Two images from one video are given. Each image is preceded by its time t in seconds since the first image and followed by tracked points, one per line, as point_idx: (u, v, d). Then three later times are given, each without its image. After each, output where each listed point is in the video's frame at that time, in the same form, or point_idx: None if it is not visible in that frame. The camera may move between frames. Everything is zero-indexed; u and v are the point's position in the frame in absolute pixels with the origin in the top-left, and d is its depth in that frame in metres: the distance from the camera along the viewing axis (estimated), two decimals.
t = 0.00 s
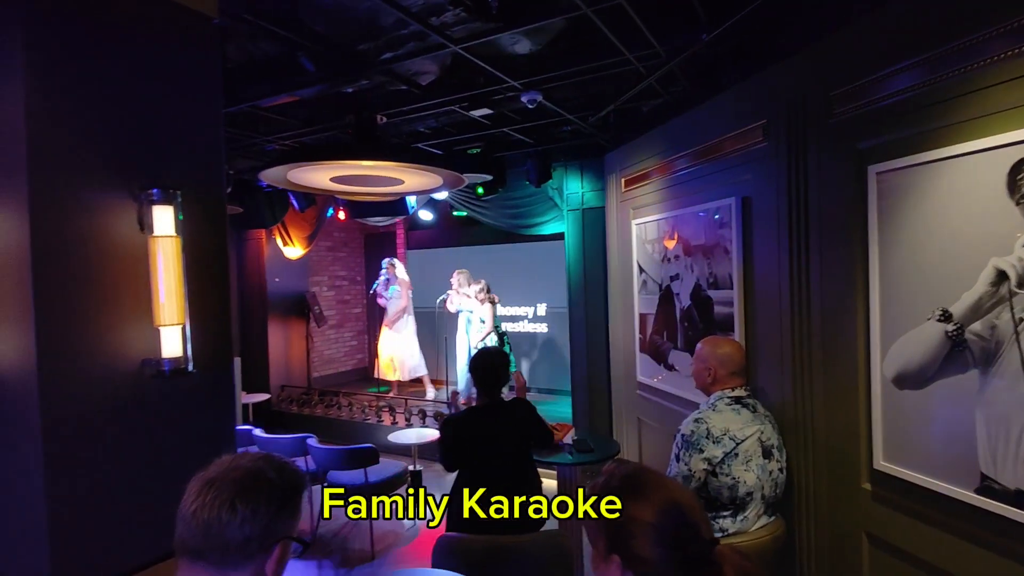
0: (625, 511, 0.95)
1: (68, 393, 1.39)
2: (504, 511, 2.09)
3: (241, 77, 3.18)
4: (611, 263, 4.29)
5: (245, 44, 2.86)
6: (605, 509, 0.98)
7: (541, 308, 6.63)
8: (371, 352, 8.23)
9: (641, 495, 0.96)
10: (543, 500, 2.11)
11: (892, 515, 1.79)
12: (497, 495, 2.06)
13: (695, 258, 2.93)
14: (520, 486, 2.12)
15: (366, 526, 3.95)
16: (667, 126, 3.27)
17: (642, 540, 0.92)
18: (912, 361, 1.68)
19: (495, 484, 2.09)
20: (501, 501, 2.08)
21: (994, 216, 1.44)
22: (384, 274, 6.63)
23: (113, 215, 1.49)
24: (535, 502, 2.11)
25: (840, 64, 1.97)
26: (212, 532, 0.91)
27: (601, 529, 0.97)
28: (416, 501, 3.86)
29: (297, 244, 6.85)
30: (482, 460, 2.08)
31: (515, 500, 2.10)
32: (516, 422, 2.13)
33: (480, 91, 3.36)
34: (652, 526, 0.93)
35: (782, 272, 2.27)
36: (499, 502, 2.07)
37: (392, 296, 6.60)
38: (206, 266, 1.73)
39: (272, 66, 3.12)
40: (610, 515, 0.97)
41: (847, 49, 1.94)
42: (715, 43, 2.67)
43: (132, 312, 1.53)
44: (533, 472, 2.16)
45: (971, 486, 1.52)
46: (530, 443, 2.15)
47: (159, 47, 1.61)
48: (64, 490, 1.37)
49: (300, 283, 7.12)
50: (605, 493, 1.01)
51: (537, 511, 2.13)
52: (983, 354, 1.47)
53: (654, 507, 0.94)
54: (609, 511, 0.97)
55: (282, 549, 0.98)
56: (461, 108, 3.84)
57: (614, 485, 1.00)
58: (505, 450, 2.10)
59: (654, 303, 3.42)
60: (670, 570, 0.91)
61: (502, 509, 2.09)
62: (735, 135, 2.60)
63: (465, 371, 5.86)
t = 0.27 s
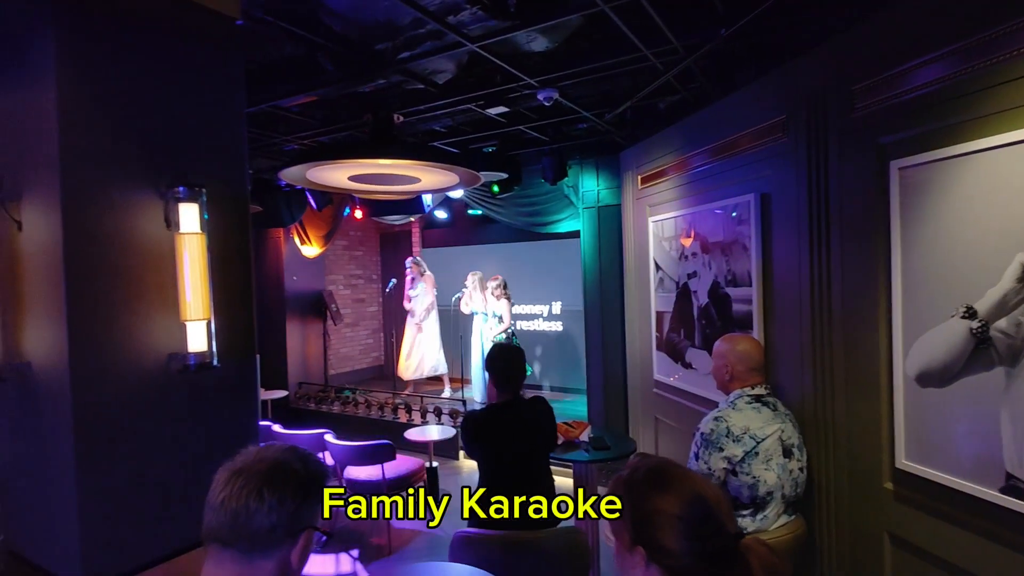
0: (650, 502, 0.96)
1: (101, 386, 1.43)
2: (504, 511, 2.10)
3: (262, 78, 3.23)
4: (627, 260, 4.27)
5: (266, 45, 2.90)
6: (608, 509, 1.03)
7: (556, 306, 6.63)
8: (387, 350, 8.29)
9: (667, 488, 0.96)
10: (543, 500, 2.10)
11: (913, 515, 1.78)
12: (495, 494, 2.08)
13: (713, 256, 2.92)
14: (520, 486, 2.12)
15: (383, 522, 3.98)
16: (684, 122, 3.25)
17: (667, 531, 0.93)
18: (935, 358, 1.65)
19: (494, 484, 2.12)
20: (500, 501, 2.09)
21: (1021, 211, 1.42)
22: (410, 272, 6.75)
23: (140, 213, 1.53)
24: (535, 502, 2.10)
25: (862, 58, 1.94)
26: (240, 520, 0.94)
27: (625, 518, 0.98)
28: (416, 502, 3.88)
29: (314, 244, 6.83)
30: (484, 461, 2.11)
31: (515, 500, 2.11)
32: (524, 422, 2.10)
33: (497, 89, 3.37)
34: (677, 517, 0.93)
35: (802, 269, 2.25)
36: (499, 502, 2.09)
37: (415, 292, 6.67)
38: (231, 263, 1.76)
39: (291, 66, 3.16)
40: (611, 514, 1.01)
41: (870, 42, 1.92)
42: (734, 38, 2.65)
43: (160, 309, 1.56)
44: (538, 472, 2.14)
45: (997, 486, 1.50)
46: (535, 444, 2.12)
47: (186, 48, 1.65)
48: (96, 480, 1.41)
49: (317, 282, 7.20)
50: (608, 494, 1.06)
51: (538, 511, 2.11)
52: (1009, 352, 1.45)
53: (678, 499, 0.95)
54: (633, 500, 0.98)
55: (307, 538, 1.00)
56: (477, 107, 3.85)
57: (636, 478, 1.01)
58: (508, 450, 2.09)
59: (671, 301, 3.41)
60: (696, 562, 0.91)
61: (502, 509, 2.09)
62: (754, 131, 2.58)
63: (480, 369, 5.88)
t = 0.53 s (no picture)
0: (673, 496, 0.96)
1: (125, 380, 1.46)
2: (503, 511, 2.11)
3: (278, 78, 3.26)
4: (641, 258, 4.26)
5: (282, 45, 2.93)
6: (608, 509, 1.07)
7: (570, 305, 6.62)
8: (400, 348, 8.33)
9: (690, 481, 0.96)
10: (542, 500, 2.08)
11: (933, 513, 1.75)
12: (495, 494, 2.09)
13: (728, 253, 2.90)
14: (520, 486, 2.11)
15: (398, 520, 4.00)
16: (699, 119, 3.23)
17: (689, 525, 0.93)
18: (958, 355, 1.63)
19: (495, 484, 2.13)
20: (500, 501, 2.10)
21: None
22: (427, 270, 6.78)
23: (162, 210, 1.55)
24: (535, 501, 2.09)
25: (882, 51, 1.91)
26: (263, 511, 0.95)
27: (648, 511, 0.98)
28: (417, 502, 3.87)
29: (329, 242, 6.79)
30: (487, 461, 2.14)
31: (515, 500, 2.11)
32: (523, 423, 2.09)
33: (511, 87, 3.37)
34: (699, 512, 0.93)
35: (821, 265, 2.23)
36: (499, 502, 2.10)
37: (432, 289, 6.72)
38: (250, 260, 1.78)
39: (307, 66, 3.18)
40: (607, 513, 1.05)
41: (889, 35, 1.89)
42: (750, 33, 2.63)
43: (183, 305, 1.59)
44: (540, 473, 2.11)
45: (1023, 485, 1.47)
46: (534, 445, 2.10)
47: (206, 50, 1.68)
48: (121, 472, 1.44)
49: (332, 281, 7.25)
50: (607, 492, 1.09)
51: (539, 511, 2.09)
52: None
53: (702, 493, 0.94)
54: (655, 494, 0.98)
55: (327, 531, 1.02)
56: (491, 105, 3.85)
57: (657, 472, 1.01)
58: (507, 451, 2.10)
59: (686, 298, 3.39)
60: (719, 556, 0.91)
61: (502, 509, 2.10)
62: (770, 126, 2.56)
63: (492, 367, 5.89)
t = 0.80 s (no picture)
0: (684, 493, 0.95)
1: (143, 375, 1.48)
2: (504, 511, 2.14)
3: (291, 78, 3.28)
4: (653, 257, 4.24)
5: (295, 46, 2.95)
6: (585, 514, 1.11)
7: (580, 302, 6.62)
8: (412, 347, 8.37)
9: (703, 479, 0.96)
10: (540, 500, 2.08)
11: (951, 513, 1.73)
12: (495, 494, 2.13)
13: (742, 251, 2.88)
14: (520, 487, 2.13)
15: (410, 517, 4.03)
16: (712, 116, 3.21)
17: (701, 522, 0.92)
18: (978, 353, 1.60)
19: (499, 484, 2.18)
20: (500, 501, 2.14)
21: None
22: (437, 270, 6.78)
23: (179, 208, 1.57)
24: (534, 502, 2.10)
25: (899, 45, 1.89)
26: (279, 506, 0.96)
27: (659, 507, 0.97)
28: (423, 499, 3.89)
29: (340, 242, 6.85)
30: (501, 460, 2.14)
31: (515, 500, 2.13)
32: (523, 425, 2.10)
33: (522, 85, 3.37)
34: (713, 509, 0.92)
35: (836, 263, 2.21)
36: (499, 502, 2.13)
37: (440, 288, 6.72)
38: (266, 258, 1.80)
39: (320, 66, 3.20)
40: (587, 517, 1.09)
41: (904, 29, 1.87)
42: (764, 29, 2.60)
43: (199, 302, 1.61)
44: (540, 473, 2.11)
45: None
46: (534, 446, 2.09)
47: (223, 48, 1.69)
48: (141, 466, 1.46)
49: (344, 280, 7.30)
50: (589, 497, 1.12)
51: (539, 511, 2.10)
52: None
53: (715, 490, 0.94)
54: (668, 492, 0.97)
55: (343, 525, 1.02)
56: (503, 104, 3.85)
57: (670, 469, 1.00)
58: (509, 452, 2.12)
59: (698, 297, 3.38)
60: (733, 552, 0.91)
61: (502, 509, 2.14)
62: (784, 123, 2.53)
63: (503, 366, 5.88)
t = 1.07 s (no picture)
0: (689, 493, 0.95)
1: (158, 373, 1.49)
2: (504, 511, 2.16)
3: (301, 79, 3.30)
4: (662, 257, 4.23)
5: (306, 47, 2.97)
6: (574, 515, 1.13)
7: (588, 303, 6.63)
8: (420, 347, 8.39)
9: (710, 479, 0.95)
10: (540, 500, 2.05)
11: (964, 515, 1.72)
12: (494, 495, 2.16)
13: (751, 250, 2.87)
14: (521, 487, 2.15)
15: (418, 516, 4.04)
16: (721, 116, 3.20)
17: (707, 522, 0.92)
18: (991, 353, 1.59)
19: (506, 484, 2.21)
20: (500, 502, 2.16)
21: None
22: (439, 273, 6.82)
23: (192, 208, 1.58)
24: (534, 501, 2.06)
25: (910, 43, 1.88)
26: (292, 503, 0.97)
27: (665, 506, 0.97)
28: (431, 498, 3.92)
29: (349, 243, 6.92)
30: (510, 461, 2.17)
31: (515, 500, 2.12)
32: (528, 426, 2.10)
33: (531, 85, 3.37)
34: (720, 509, 0.92)
35: (847, 262, 2.19)
36: (497, 503, 2.15)
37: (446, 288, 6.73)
38: (277, 257, 1.81)
39: (330, 67, 3.22)
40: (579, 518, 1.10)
41: (915, 27, 1.86)
42: (774, 27, 2.59)
43: (212, 301, 1.62)
44: (541, 474, 2.13)
45: None
46: (534, 444, 2.11)
47: (235, 50, 1.71)
48: (154, 464, 1.48)
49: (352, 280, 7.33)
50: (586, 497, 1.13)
51: (539, 511, 2.06)
52: None
53: (721, 490, 0.94)
54: (673, 492, 0.97)
55: (354, 522, 1.03)
56: (511, 104, 3.85)
57: (676, 469, 1.00)
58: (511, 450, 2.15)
59: (707, 296, 3.37)
60: (740, 552, 0.91)
61: (501, 510, 2.16)
62: (794, 122, 2.52)
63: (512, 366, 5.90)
